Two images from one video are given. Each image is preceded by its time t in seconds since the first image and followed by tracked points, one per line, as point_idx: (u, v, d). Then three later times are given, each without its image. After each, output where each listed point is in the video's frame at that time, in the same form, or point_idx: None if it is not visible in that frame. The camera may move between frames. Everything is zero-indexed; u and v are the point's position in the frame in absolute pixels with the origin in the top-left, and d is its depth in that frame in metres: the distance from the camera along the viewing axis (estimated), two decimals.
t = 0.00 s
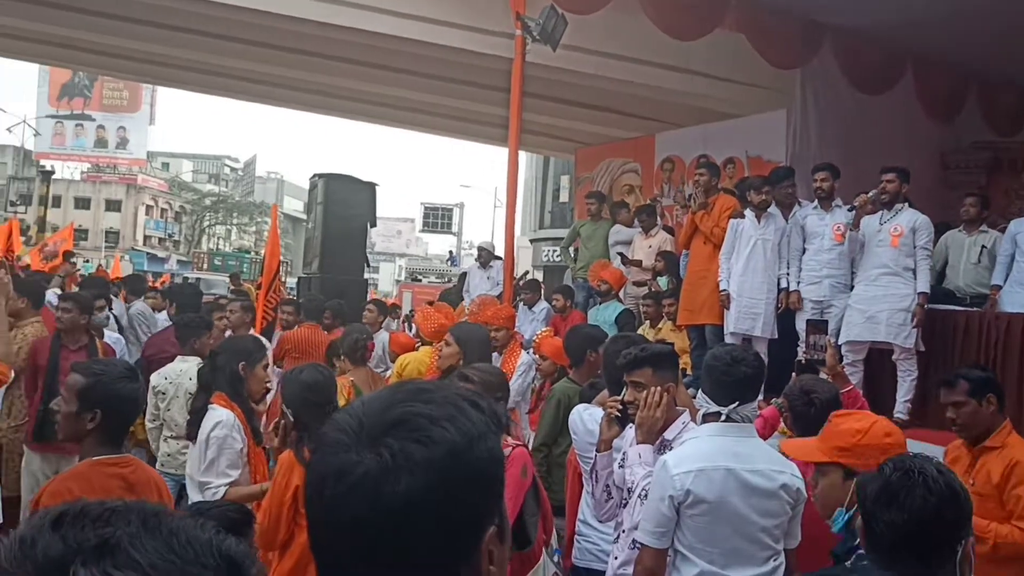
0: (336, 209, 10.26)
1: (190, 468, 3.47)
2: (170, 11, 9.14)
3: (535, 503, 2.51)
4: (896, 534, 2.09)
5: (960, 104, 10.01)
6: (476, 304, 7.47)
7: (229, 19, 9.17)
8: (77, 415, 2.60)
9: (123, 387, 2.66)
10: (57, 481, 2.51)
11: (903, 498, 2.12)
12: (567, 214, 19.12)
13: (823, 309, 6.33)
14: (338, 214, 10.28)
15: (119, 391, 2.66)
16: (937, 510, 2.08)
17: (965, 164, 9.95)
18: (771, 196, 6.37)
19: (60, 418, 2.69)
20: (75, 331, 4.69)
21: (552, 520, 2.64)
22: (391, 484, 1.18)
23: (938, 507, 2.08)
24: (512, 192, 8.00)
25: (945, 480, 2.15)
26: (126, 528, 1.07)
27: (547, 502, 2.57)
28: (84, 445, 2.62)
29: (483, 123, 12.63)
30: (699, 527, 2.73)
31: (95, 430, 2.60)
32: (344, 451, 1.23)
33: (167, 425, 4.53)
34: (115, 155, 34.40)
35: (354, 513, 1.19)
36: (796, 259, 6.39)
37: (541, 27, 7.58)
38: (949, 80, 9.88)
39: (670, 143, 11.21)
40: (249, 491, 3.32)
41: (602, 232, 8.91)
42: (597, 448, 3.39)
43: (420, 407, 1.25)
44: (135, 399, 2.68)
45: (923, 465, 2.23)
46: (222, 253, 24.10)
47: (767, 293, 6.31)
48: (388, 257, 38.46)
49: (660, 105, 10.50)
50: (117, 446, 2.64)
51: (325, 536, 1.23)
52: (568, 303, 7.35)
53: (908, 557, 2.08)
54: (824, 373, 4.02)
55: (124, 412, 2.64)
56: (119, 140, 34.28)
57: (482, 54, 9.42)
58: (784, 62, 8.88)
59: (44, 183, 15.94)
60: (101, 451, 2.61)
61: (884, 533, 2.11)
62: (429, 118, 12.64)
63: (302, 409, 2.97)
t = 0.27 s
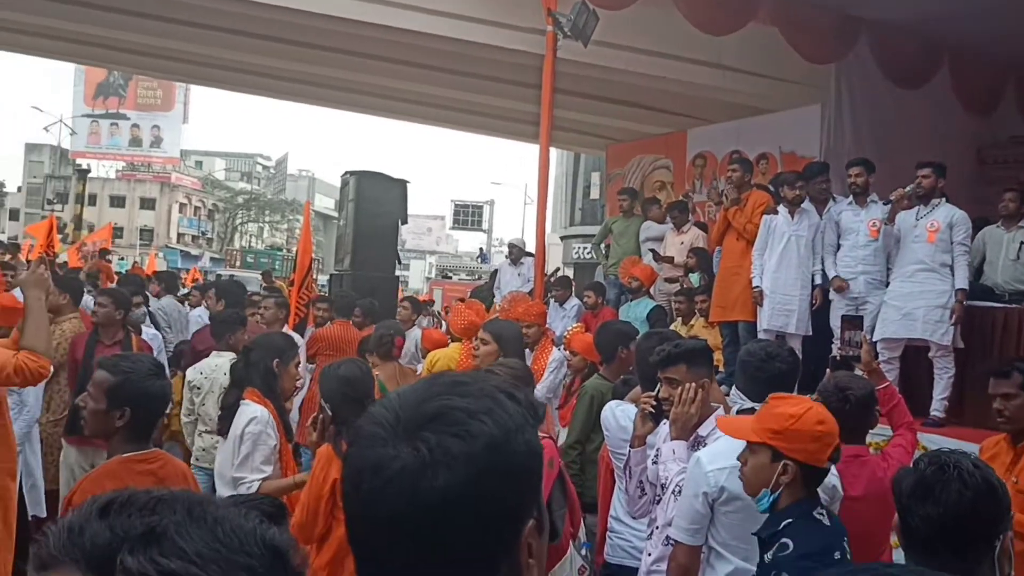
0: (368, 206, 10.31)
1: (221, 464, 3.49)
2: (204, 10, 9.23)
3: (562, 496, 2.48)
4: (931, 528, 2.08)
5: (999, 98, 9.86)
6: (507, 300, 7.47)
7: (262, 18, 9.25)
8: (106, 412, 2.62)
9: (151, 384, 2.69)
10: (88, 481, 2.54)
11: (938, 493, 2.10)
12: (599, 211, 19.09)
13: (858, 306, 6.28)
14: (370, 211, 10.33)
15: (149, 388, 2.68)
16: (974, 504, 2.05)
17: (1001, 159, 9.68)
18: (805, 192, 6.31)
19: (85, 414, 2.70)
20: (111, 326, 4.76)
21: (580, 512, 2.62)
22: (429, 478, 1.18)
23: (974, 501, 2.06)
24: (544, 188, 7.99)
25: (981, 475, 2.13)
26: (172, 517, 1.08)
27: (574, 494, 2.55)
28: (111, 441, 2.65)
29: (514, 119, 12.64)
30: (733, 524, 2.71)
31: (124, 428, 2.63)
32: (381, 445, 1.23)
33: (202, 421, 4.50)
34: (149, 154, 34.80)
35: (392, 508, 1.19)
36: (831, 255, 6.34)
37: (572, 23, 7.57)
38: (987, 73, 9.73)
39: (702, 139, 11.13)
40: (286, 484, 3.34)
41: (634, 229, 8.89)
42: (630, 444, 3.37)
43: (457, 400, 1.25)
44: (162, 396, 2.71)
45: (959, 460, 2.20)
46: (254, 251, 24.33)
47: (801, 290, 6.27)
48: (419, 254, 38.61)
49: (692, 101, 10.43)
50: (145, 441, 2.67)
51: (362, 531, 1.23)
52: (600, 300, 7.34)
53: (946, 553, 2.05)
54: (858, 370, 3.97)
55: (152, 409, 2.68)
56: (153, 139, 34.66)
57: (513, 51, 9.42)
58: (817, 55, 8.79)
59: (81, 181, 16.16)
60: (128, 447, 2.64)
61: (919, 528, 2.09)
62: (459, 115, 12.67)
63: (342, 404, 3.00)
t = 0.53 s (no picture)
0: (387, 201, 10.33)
1: (240, 457, 3.51)
2: (224, 7, 9.29)
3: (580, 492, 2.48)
4: (946, 527, 2.07)
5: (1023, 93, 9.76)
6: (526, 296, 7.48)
7: (281, 14, 9.30)
8: (110, 409, 2.64)
9: (156, 381, 2.72)
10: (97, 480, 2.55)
11: (956, 492, 2.09)
12: (617, 207, 19.07)
13: (878, 303, 6.24)
14: (388, 207, 10.36)
15: (154, 384, 2.70)
16: (992, 504, 2.04)
17: None
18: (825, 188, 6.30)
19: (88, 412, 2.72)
20: (132, 321, 4.81)
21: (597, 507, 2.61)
22: (459, 470, 1.19)
23: (992, 500, 2.04)
24: (562, 184, 7.99)
25: (1000, 472, 2.11)
26: (201, 508, 1.10)
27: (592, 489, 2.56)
28: (116, 439, 2.67)
29: (532, 115, 12.64)
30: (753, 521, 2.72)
31: (129, 425, 2.65)
32: (410, 437, 1.24)
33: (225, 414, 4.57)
34: (169, 150, 35.04)
35: (419, 500, 1.20)
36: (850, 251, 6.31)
37: (591, 19, 7.57)
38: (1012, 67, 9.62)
39: (721, 135, 11.07)
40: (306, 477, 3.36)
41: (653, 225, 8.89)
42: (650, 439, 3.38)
43: (486, 393, 1.26)
44: (167, 392, 2.74)
45: (976, 457, 2.19)
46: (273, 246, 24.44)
47: (820, 287, 6.25)
48: (436, 251, 38.70)
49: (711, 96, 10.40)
50: (150, 438, 2.69)
51: (390, 523, 1.24)
52: (618, 296, 7.33)
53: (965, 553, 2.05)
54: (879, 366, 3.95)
55: (157, 406, 2.70)
56: (173, 135, 34.89)
57: (531, 47, 9.42)
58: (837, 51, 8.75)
59: (102, 177, 16.29)
60: (133, 445, 2.67)
61: (937, 527, 2.09)
62: (478, 111, 12.68)
63: (363, 399, 3.02)
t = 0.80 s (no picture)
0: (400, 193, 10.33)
1: (252, 443, 3.52)
2: None
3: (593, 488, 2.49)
4: (958, 521, 2.06)
5: None
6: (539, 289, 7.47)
7: (296, 5, 9.32)
8: (98, 402, 2.62)
9: (145, 371, 2.70)
10: (92, 476, 2.53)
11: (969, 486, 2.08)
12: (632, 201, 19.02)
13: (893, 297, 6.19)
14: (401, 199, 10.37)
15: (142, 375, 2.69)
16: (1005, 498, 2.02)
17: None
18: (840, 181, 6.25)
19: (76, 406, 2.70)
20: (146, 311, 4.84)
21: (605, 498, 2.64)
22: (475, 460, 1.18)
23: (1004, 495, 2.03)
24: (576, 177, 7.97)
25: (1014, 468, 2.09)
26: (214, 497, 1.10)
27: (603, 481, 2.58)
28: (106, 432, 2.65)
29: (547, 108, 12.61)
30: (767, 516, 2.71)
31: (118, 417, 2.63)
32: (426, 426, 1.23)
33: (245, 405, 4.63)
34: (184, 141, 35.19)
35: (435, 490, 1.19)
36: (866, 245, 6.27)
37: (606, 11, 7.55)
38: None
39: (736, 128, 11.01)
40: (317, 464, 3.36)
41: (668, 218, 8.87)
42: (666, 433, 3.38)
43: (504, 384, 1.25)
44: (157, 382, 2.73)
45: (991, 453, 2.17)
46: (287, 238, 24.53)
47: (835, 281, 6.22)
48: (450, 244, 38.71)
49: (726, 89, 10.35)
50: (141, 430, 2.67)
51: (405, 512, 1.24)
52: (632, 289, 7.31)
53: (977, 548, 2.03)
54: (896, 361, 3.92)
55: (146, 396, 2.69)
56: (188, 127, 35.03)
57: (546, 39, 9.39)
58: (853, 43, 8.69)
59: (118, 169, 16.37)
60: (123, 439, 2.65)
61: (949, 521, 2.08)
62: (492, 103, 12.66)
63: (380, 391, 3.02)
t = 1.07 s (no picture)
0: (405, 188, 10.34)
1: (252, 426, 3.52)
2: None
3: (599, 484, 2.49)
4: (960, 516, 2.07)
5: None
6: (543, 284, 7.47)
7: None
8: (77, 394, 2.63)
9: (123, 363, 2.71)
10: (78, 470, 2.47)
11: (971, 482, 2.08)
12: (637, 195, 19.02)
13: (898, 293, 6.19)
14: (406, 193, 10.37)
15: (121, 367, 2.70)
16: (1006, 493, 2.02)
17: None
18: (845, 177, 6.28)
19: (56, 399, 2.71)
20: (148, 305, 4.83)
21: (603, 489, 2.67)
22: (478, 454, 1.19)
23: (1006, 489, 2.03)
24: (580, 172, 7.97)
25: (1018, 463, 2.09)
26: (218, 490, 1.11)
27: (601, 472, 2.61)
28: (86, 425, 2.66)
29: (552, 103, 12.60)
30: (770, 511, 2.71)
31: (97, 409, 2.64)
32: (431, 419, 1.24)
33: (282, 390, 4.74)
34: (189, 136, 35.27)
35: (439, 482, 1.20)
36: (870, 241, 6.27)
37: (611, 6, 7.54)
38: None
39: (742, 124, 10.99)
40: (320, 450, 3.38)
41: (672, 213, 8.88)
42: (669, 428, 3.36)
43: (509, 378, 1.26)
44: (137, 376, 2.73)
45: (995, 447, 2.17)
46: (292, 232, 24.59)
47: (840, 276, 6.21)
48: (455, 239, 38.71)
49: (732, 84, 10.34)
50: (121, 423, 2.67)
51: (408, 505, 1.25)
52: (636, 285, 7.31)
53: (979, 543, 2.03)
54: (901, 356, 3.90)
55: (125, 389, 2.69)
56: (194, 121, 35.09)
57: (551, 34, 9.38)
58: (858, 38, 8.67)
59: (124, 163, 16.40)
60: (103, 431, 2.64)
61: (952, 516, 2.08)
62: (497, 98, 12.65)
63: (387, 385, 3.03)
